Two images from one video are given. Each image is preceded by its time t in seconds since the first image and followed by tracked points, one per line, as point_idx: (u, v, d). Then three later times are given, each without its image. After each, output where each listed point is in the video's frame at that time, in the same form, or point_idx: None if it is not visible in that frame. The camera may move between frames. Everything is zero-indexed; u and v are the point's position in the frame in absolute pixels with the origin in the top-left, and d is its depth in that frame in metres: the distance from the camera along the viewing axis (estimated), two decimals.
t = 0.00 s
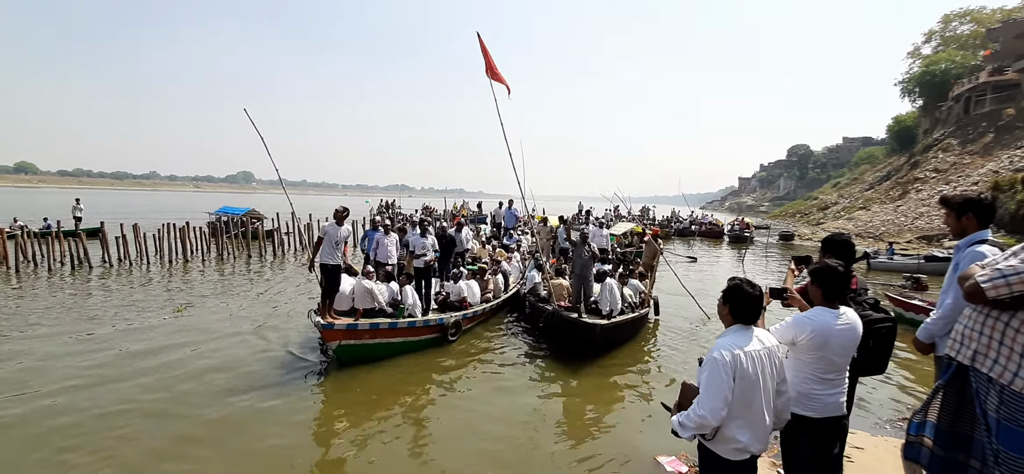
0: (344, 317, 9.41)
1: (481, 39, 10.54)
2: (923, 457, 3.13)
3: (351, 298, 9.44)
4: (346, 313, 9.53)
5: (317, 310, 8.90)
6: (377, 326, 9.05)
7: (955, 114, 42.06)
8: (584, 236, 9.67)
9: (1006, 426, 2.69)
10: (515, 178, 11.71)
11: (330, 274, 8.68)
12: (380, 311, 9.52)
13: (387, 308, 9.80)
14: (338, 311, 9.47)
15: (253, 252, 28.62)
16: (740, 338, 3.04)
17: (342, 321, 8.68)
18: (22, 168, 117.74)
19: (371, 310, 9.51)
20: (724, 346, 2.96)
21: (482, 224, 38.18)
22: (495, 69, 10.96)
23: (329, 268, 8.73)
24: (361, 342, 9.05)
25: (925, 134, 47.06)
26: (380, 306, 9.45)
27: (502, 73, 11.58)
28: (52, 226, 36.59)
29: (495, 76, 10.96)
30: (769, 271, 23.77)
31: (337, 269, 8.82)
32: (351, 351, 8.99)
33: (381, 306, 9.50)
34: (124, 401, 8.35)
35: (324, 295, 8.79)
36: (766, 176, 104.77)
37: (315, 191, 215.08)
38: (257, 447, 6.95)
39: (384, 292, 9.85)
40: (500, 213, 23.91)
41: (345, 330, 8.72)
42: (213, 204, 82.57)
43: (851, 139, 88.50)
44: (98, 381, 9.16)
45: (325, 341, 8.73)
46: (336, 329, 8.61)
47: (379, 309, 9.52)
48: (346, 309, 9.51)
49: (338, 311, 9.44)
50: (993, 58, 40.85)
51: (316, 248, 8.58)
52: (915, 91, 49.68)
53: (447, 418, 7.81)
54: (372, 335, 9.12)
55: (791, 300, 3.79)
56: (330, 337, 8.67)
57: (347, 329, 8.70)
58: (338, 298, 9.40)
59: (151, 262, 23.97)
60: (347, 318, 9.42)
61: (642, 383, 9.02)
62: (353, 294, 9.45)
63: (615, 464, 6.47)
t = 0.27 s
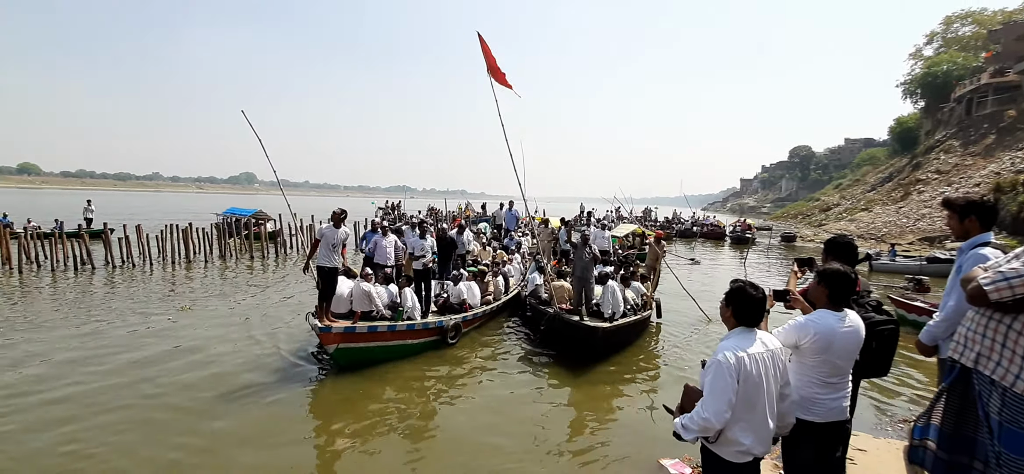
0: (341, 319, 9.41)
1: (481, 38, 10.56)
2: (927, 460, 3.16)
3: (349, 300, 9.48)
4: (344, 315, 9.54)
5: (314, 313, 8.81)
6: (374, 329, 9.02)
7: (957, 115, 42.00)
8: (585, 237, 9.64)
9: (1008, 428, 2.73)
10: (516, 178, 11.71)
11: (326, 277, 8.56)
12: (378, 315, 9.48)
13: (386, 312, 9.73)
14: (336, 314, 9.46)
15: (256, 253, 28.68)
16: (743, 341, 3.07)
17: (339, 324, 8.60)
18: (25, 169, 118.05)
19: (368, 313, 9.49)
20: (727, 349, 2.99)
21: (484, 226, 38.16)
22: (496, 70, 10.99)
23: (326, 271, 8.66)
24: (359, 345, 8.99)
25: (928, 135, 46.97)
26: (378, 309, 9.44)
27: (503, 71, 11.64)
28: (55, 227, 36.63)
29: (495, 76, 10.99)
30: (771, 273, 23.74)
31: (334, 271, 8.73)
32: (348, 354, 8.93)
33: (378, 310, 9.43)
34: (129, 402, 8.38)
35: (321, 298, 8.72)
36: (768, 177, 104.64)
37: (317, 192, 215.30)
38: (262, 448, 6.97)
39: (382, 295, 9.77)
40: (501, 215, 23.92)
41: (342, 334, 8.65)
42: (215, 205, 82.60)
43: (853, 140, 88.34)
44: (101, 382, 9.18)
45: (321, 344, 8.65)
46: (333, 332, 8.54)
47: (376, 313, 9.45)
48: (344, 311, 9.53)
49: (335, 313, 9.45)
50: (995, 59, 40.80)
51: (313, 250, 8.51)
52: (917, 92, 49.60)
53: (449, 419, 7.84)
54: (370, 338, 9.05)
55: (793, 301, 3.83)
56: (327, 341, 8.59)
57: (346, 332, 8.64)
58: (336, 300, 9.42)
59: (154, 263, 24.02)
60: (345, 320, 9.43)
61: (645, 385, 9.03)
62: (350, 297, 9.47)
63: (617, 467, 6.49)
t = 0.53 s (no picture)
0: (344, 319, 9.29)
1: (486, 36, 10.60)
2: (937, 460, 3.20)
3: (351, 300, 9.40)
4: (347, 316, 9.42)
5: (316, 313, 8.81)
6: (377, 329, 9.05)
7: (966, 116, 41.65)
8: (590, 238, 9.71)
9: (1015, 429, 2.77)
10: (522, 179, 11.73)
11: (327, 275, 8.60)
12: (381, 315, 9.37)
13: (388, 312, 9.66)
14: (338, 314, 9.34)
15: (264, 251, 28.93)
16: (752, 342, 3.12)
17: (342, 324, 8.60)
18: (36, 166, 119.61)
19: (371, 313, 9.38)
20: (735, 350, 3.05)
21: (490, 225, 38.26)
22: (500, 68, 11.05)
23: (328, 269, 8.67)
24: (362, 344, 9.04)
25: (936, 136, 46.60)
26: (380, 309, 9.32)
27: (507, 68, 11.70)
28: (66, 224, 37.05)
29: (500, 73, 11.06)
30: (778, 274, 23.67)
31: (336, 270, 8.74)
32: (349, 354, 8.95)
33: (380, 309, 9.36)
34: (143, 398, 8.51)
35: (322, 296, 8.71)
36: (775, 177, 104.11)
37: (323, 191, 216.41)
38: (274, 445, 7.07)
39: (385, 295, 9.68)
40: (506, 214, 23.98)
41: (345, 334, 8.66)
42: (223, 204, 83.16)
43: (861, 140, 87.68)
44: (115, 378, 9.32)
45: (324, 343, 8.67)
46: (336, 332, 8.53)
47: (379, 313, 9.38)
48: (347, 311, 9.41)
49: (338, 313, 9.34)
50: (1005, 59, 40.43)
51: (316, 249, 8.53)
52: (926, 92, 49.19)
53: (457, 418, 7.93)
54: (372, 338, 9.10)
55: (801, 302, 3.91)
56: (330, 341, 8.60)
57: (348, 331, 8.64)
58: (338, 300, 9.33)
59: (164, 261, 24.30)
60: (348, 320, 9.32)
61: (652, 386, 9.07)
62: (353, 296, 9.40)
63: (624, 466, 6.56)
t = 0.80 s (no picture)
0: (342, 320, 9.34)
1: (487, 34, 10.57)
2: (941, 462, 3.17)
3: (351, 301, 9.40)
4: (346, 316, 9.47)
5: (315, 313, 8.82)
6: (376, 330, 9.00)
7: (973, 116, 41.33)
8: (593, 238, 9.72)
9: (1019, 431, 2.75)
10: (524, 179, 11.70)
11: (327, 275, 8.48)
12: (380, 315, 9.39)
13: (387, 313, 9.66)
14: (338, 314, 9.42)
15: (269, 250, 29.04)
16: (754, 342, 3.10)
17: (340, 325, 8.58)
18: (43, 166, 120.33)
19: (370, 314, 9.41)
20: (738, 350, 3.03)
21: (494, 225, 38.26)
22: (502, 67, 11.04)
23: (326, 269, 8.51)
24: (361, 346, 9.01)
25: (943, 136, 46.28)
26: (380, 310, 9.34)
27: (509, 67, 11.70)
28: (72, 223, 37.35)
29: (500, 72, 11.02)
30: (782, 274, 23.57)
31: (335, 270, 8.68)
32: (349, 355, 8.96)
33: (379, 310, 9.37)
34: (146, 395, 8.56)
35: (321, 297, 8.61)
36: (780, 177, 103.63)
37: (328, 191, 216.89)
38: (276, 443, 7.09)
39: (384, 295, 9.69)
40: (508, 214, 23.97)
41: (343, 335, 8.64)
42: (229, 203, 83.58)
43: (867, 140, 87.12)
44: (120, 375, 9.39)
45: (323, 345, 8.66)
46: (334, 333, 8.52)
47: (378, 313, 9.39)
48: (345, 312, 9.48)
49: (337, 314, 9.41)
50: (1012, 59, 40.09)
51: (313, 249, 8.50)
52: (932, 92, 48.84)
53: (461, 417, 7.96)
54: (371, 339, 9.04)
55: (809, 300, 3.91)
56: (327, 341, 8.58)
57: (346, 332, 8.62)
58: (337, 300, 9.37)
59: (169, 260, 24.44)
60: (346, 321, 9.38)
61: (654, 387, 9.04)
62: (352, 296, 9.41)
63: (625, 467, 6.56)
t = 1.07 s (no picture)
0: (340, 321, 9.27)
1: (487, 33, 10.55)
2: (943, 463, 3.17)
3: (348, 301, 9.37)
4: (343, 317, 9.40)
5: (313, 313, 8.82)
6: (374, 331, 8.96)
7: (977, 116, 41.19)
8: (594, 239, 9.71)
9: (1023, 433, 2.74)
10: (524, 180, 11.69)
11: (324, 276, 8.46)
12: (378, 316, 9.37)
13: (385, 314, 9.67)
14: (335, 314, 9.36)
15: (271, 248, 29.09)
16: (757, 343, 3.09)
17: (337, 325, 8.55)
18: (46, 164, 120.56)
19: (367, 314, 9.38)
20: (741, 352, 3.01)
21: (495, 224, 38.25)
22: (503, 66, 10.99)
23: (323, 270, 8.51)
24: (358, 347, 8.98)
25: (946, 136, 46.14)
26: (378, 311, 9.31)
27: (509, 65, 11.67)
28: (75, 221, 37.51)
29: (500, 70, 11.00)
30: (784, 274, 23.54)
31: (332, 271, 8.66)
32: (346, 356, 8.92)
33: (377, 310, 9.34)
34: (149, 393, 8.61)
35: (318, 298, 8.56)
36: (782, 177, 103.46)
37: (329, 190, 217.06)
38: (276, 441, 7.11)
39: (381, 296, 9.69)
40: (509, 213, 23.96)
41: (340, 336, 8.60)
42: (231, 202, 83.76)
43: (870, 140, 86.89)
44: (123, 374, 9.42)
45: (320, 346, 8.62)
46: (331, 334, 8.48)
47: (376, 314, 9.36)
48: (342, 312, 9.40)
49: (334, 315, 9.32)
50: (1016, 59, 39.93)
51: (309, 249, 8.47)
52: (935, 92, 48.69)
53: (461, 419, 7.93)
54: (369, 340, 9.00)
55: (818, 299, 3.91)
56: (325, 342, 8.54)
57: (344, 333, 8.58)
58: (335, 301, 9.33)
59: (171, 258, 24.51)
60: (344, 321, 9.31)
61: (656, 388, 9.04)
62: (350, 297, 9.37)
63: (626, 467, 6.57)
